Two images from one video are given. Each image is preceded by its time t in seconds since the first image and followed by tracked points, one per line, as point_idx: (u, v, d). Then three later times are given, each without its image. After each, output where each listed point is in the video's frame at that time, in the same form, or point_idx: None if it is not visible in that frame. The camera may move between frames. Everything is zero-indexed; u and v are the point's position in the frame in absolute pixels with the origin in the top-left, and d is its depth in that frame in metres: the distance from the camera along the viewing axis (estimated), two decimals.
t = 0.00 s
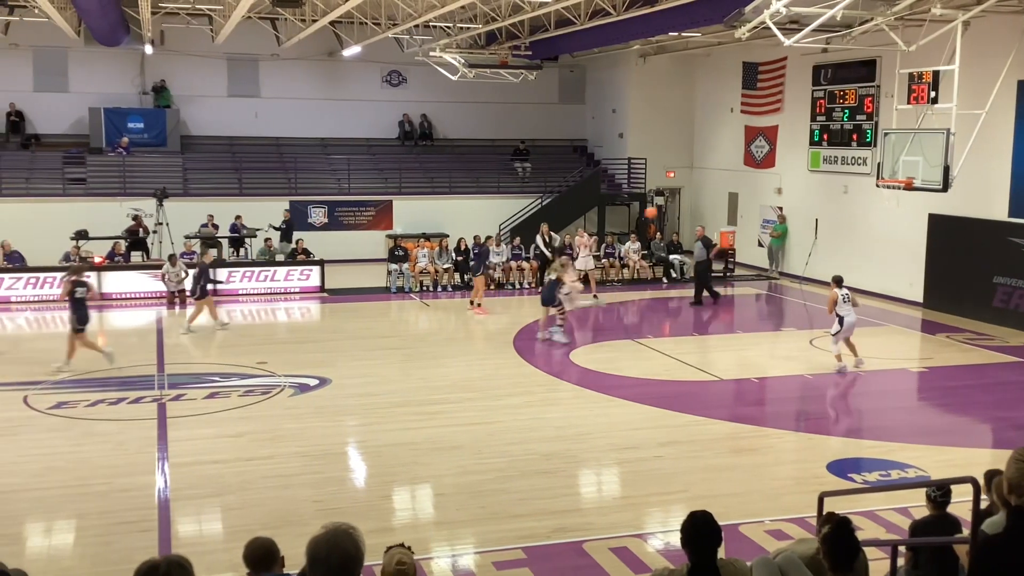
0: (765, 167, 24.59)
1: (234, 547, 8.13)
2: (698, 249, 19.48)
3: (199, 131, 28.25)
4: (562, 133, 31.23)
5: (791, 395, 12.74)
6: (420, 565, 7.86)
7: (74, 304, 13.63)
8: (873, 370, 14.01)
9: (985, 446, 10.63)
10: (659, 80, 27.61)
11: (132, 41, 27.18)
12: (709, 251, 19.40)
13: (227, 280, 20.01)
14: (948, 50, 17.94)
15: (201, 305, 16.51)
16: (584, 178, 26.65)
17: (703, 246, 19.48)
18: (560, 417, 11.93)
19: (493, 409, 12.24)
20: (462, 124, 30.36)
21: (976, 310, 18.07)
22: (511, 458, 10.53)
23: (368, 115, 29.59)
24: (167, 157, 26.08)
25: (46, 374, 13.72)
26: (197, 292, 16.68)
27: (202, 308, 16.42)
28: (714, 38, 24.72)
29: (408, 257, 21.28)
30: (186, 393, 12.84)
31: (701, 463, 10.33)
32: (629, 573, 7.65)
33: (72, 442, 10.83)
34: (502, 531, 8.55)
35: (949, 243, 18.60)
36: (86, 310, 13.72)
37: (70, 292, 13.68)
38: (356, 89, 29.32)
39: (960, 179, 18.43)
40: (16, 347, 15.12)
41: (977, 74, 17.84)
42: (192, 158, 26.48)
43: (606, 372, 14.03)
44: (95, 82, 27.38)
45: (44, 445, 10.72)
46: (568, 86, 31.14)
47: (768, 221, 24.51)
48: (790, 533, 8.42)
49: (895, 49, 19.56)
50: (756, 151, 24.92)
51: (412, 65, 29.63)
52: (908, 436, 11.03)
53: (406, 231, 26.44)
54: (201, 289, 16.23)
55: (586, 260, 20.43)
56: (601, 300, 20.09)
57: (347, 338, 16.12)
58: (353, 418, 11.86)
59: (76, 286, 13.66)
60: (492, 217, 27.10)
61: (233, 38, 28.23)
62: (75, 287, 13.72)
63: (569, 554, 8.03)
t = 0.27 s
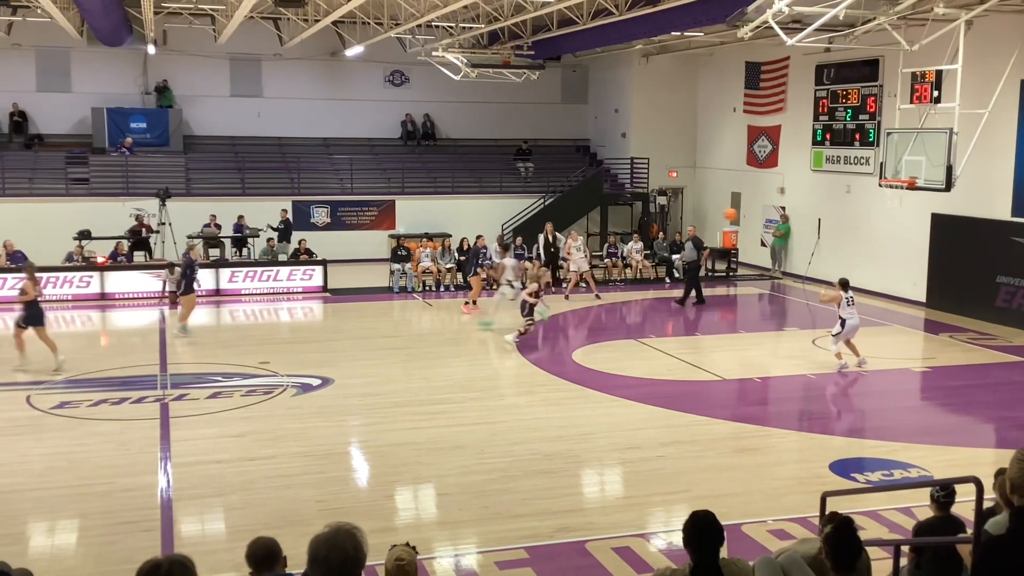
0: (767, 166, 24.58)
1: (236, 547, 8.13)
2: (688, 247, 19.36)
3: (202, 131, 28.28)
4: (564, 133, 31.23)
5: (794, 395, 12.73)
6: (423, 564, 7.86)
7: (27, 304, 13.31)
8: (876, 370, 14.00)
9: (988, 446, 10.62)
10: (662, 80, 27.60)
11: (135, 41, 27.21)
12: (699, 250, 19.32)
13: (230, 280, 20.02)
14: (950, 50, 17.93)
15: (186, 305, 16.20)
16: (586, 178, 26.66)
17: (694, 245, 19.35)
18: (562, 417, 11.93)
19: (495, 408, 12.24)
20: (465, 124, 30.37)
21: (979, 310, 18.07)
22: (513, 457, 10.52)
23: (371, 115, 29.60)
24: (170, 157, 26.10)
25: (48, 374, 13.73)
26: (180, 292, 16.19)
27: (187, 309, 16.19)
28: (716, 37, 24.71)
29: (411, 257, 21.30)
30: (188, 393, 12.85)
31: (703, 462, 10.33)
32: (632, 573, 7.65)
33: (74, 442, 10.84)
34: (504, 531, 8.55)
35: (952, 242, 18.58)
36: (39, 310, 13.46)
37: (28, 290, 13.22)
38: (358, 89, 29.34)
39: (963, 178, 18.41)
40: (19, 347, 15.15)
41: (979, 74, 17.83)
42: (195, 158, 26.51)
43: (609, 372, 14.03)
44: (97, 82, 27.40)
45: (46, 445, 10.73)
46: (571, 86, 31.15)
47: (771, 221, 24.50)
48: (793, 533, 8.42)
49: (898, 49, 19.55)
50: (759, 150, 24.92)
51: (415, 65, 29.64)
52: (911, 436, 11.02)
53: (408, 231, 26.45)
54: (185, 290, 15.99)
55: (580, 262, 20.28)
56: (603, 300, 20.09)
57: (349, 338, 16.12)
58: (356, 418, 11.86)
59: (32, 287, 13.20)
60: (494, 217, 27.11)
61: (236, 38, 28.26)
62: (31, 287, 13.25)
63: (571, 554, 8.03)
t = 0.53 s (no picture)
0: (769, 166, 24.56)
1: (238, 546, 8.13)
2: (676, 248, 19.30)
3: (204, 131, 28.30)
4: (566, 133, 31.23)
5: (796, 395, 12.72)
6: (425, 564, 7.86)
7: None
8: (878, 370, 13.99)
9: (990, 446, 10.61)
10: (664, 80, 27.60)
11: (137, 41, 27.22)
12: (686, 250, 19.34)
13: (232, 280, 20.03)
14: (952, 49, 17.93)
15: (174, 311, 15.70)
16: (589, 178, 26.65)
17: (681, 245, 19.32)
18: (564, 417, 11.92)
19: (496, 408, 12.24)
20: (467, 124, 30.37)
21: (981, 310, 18.06)
22: (515, 458, 10.52)
23: (373, 114, 29.61)
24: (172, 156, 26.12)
25: (50, 374, 13.73)
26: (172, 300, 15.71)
27: (176, 318, 15.60)
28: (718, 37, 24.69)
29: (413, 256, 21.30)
30: (190, 393, 12.85)
31: (705, 463, 10.32)
32: (633, 573, 7.65)
33: (76, 442, 10.85)
34: (506, 531, 8.55)
35: (954, 242, 18.57)
36: None
37: None
38: (361, 89, 29.35)
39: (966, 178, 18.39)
40: (22, 347, 15.16)
41: (982, 73, 17.82)
42: (197, 158, 26.53)
43: (610, 372, 14.02)
44: (99, 82, 27.42)
45: (48, 445, 10.73)
46: (573, 86, 31.15)
47: (773, 221, 24.49)
48: (795, 533, 8.41)
49: (900, 48, 19.53)
50: (761, 150, 24.90)
51: (417, 65, 29.65)
52: (913, 436, 11.01)
53: (411, 231, 26.45)
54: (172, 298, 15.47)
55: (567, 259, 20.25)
56: (605, 300, 20.08)
57: (351, 338, 16.12)
58: (358, 418, 11.86)
59: None
60: (496, 217, 27.11)
61: (238, 38, 28.27)
62: None
63: (573, 554, 8.03)
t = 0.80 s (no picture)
0: (772, 166, 24.55)
1: (241, 546, 8.14)
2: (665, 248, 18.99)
3: (207, 130, 28.33)
4: (569, 133, 31.23)
5: (799, 395, 12.72)
6: (427, 564, 7.87)
7: None
8: (880, 370, 13.97)
9: (993, 447, 10.60)
10: (667, 80, 27.59)
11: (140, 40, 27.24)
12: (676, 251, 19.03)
13: (235, 279, 20.04)
14: (956, 49, 17.92)
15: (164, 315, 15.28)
16: (592, 177, 26.65)
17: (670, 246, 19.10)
18: (567, 417, 11.92)
19: (499, 408, 12.24)
20: (469, 123, 30.38)
21: (984, 311, 18.05)
22: (517, 458, 10.52)
23: (376, 114, 29.62)
24: (175, 156, 26.15)
25: (52, 373, 13.74)
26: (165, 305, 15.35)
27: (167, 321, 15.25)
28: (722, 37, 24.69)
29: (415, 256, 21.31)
30: (193, 392, 12.85)
31: (708, 463, 10.31)
32: (636, 573, 7.65)
33: (79, 441, 10.86)
34: (509, 530, 8.56)
35: (957, 243, 18.55)
36: None
37: None
38: (364, 88, 29.36)
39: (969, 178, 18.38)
40: (24, 347, 15.17)
41: (985, 73, 17.80)
42: (200, 157, 26.56)
43: (613, 372, 14.02)
44: (102, 81, 27.44)
45: (51, 444, 10.75)
46: (576, 86, 31.15)
47: (776, 221, 24.47)
48: (797, 533, 8.41)
49: (903, 49, 19.52)
50: (764, 150, 24.89)
51: (420, 64, 29.65)
52: (915, 436, 11.01)
53: (413, 231, 26.45)
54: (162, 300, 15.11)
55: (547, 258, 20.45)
56: (607, 300, 20.09)
57: (353, 338, 16.13)
58: (360, 417, 11.86)
59: None
60: (499, 217, 27.11)
61: (242, 37, 28.30)
62: None
63: (575, 554, 8.04)
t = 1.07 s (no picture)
0: (779, 167, 24.51)
1: (246, 545, 8.16)
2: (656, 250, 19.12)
3: (213, 130, 28.37)
4: (575, 134, 31.22)
5: (804, 396, 12.70)
6: (432, 564, 7.87)
7: None
8: (886, 372, 13.95)
9: (998, 449, 10.57)
10: (673, 80, 27.56)
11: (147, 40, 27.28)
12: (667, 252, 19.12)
13: (241, 279, 20.07)
14: (963, 51, 17.87)
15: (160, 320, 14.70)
16: (598, 178, 26.62)
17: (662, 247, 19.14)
18: (572, 417, 11.91)
19: (504, 409, 12.25)
20: (475, 124, 30.39)
21: (990, 312, 18.01)
22: (522, 458, 10.52)
23: (382, 115, 29.64)
24: (181, 156, 26.18)
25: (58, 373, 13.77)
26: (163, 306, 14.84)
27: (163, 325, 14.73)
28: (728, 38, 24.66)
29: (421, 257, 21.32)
30: (198, 392, 12.87)
31: (713, 464, 10.30)
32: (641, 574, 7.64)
33: (85, 440, 10.88)
34: (514, 531, 8.56)
35: (964, 244, 18.50)
36: None
37: None
38: (370, 89, 29.38)
39: (976, 180, 18.33)
40: (30, 346, 15.20)
41: (993, 75, 17.75)
42: (206, 157, 26.61)
43: (618, 373, 14.02)
44: (108, 81, 27.50)
45: (57, 443, 10.77)
46: (582, 87, 31.14)
47: (782, 222, 24.42)
48: (802, 535, 8.40)
49: (910, 50, 19.48)
50: (770, 151, 24.85)
51: (426, 65, 29.67)
52: (920, 438, 10.99)
53: (419, 231, 26.45)
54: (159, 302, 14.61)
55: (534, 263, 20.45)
56: (612, 300, 20.08)
57: (358, 338, 16.15)
58: (366, 417, 11.87)
59: None
60: (505, 217, 27.09)
61: (248, 37, 28.33)
62: None
63: (580, 555, 8.04)
